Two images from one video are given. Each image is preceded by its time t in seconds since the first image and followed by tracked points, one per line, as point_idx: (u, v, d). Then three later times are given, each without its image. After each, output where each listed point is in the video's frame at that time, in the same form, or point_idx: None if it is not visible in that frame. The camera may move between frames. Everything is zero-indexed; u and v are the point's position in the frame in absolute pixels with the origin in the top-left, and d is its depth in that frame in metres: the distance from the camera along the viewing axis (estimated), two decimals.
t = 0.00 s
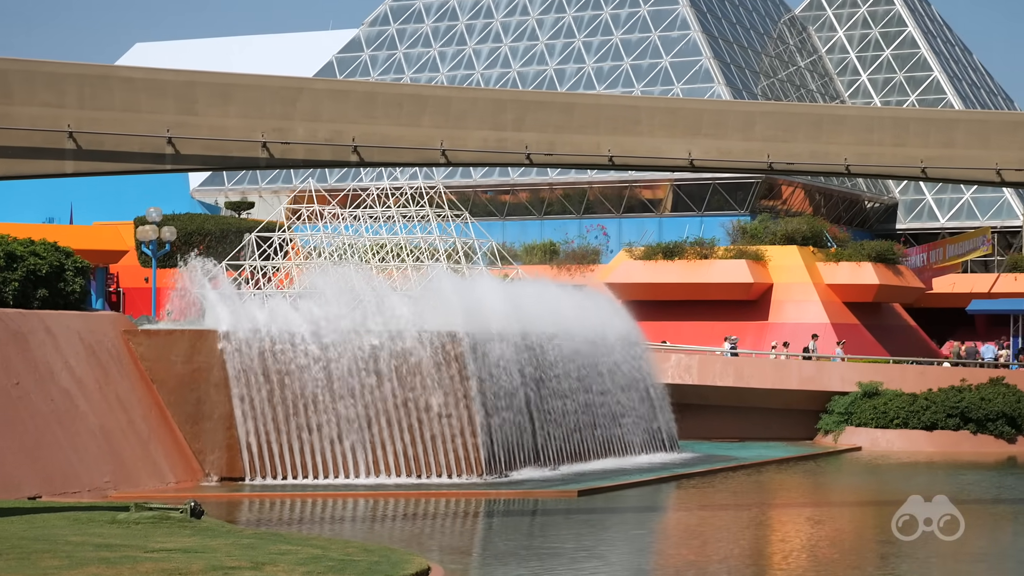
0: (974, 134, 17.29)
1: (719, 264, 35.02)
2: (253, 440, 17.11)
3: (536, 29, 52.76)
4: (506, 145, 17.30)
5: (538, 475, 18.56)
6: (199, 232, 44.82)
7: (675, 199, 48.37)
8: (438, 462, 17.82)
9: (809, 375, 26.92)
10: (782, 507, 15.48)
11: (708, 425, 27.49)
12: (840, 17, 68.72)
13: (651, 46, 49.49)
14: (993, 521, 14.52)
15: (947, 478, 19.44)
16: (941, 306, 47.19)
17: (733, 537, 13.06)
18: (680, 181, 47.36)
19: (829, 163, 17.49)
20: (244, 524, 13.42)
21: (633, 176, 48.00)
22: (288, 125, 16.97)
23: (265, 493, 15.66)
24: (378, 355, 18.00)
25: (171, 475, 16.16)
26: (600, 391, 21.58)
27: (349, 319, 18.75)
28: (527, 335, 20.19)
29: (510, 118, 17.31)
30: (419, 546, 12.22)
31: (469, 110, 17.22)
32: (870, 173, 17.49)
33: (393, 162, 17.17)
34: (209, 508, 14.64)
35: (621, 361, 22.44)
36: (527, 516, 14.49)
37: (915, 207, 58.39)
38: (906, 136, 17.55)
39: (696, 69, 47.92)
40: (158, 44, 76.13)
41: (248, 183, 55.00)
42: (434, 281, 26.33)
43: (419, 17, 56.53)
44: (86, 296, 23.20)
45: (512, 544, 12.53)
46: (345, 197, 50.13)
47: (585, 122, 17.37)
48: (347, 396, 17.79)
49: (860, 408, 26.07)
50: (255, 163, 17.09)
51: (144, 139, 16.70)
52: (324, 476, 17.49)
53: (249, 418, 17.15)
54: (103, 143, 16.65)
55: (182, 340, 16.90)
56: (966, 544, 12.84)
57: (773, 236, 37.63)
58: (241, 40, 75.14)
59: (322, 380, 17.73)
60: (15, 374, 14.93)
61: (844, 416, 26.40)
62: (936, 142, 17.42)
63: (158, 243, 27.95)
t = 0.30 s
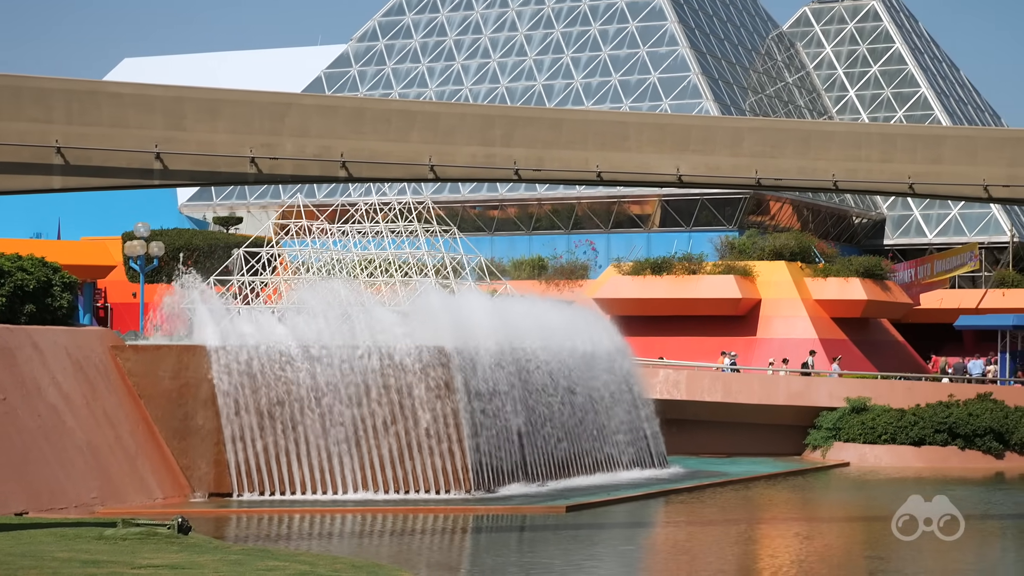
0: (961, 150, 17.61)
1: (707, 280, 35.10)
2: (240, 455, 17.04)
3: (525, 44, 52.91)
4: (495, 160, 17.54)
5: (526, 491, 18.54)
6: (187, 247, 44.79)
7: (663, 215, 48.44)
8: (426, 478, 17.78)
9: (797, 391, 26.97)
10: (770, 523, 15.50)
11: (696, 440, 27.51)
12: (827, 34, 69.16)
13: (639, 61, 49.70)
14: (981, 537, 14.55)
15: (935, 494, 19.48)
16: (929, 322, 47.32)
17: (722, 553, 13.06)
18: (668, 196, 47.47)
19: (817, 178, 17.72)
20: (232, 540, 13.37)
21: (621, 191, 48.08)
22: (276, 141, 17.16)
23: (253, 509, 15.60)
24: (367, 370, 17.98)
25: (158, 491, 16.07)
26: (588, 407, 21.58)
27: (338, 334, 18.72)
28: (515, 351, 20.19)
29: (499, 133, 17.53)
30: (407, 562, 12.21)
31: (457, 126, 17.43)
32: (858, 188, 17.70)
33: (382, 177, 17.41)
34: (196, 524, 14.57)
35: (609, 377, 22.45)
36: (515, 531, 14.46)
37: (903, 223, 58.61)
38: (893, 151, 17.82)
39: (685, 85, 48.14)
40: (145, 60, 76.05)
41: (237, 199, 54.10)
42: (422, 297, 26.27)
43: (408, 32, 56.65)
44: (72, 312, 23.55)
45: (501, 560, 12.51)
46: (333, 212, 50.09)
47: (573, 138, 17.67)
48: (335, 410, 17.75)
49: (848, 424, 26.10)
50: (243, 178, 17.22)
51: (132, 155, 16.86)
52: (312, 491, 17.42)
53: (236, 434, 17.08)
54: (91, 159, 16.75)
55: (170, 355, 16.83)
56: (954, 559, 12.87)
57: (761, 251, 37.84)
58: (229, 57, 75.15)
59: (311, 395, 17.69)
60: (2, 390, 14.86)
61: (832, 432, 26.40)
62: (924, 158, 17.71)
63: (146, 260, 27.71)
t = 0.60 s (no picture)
0: (947, 165, 17.84)
1: (695, 295, 35.18)
2: (228, 471, 16.99)
3: (513, 60, 53.06)
4: (483, 176, 17.79)
5: (513, 507, 18.50)
6: (174, 263, 44.77)
7: (651, 231, 48.54)
8: (414, 494, 17.73)
9: (785, 406, 27.04)
10: (759, 539, 15.50)
11: (685, 457, 27.49)
12: (815, 50, 69.60)
13: (627, 77, 49.86)
14: (968, 553, 14.54)
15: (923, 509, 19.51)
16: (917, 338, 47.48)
17: (709, 569, 13.09)
18: (656, 213, 47.58)
19: (804, 195, 17.95)
20: (218, 556, 13.33)
21: (609, 207, 48.18)
22: (264, 156, 17.34)
23: (240, 524, 15.55)
24: (354, 385, 17.95)
25: (145, 506, 16.01)
26: (576, 422, 21.57)
27: (326, 349, 18.66)
28: (502, 366, 20.17)
29: (487, 149, 17.74)
30: None
31: (445, 142, 17.63)
32: (846, 206, 17.94)
33: (370, 193, 17.64)
34: (183, 540, 14.54)
35: (598, 392, 22.44)
36: (503, 547, 14.45)
37: (890, 239, 58.87)
38: (881, 168, 18.03)
39: (672, 101, 48.29)
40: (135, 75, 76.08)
41: (225, 214, 53.72)
42: (409, 312, 26.24)
43: (396, 48, 56.74)
44: (60, 326, 23.76)
45: None
46: (321, 228, 50.06)
47: (561, 153, 17.88)
48: (322, 426, 17.71)
49: (836, 439, 26.16)
50: (231, 194, 17.44)
51: (120, 170, 17.04)
52: (299, 507, 17.35)
53: (223, 450, 17.02)
54: (79, 174, 16.95)
55: (157, 371, 16.77)
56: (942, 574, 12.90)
57: (749, 267, 37.96)
58: (218, 72, 75.23)
59: (299, 410, 17.67)
60: None
61: (820, 447, 26.48)
62: (911, 175, 17.93)
63: (134, 274, 27.75)
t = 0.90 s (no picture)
0: (933, 181, 18.22)
1: (682, 311, 35.28)
2: (213, 487, 16.90)
3: (500, 76, 53.18)
4: (469, 192, 18.04)
5: (500, 523, 18.48)
6: (160, 278, 44.68)
7: (638, 247, 48.58)
8: (400, 510, 17.70)
9: (771, 422, 27.08)
10: (746, 555, 15.51)
11: (671, 472, 27.54)
12: (801, 67, 70.00)
13: (614, 94, 50.03)
14: (956, 570, 14.58)
15: (909, 526, 19.55)
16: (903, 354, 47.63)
17: None
18: (643, 228, 47.66)
19: (790, 212, 18.27)
20: (202, 573, 13.24)
21: (596, 223, 48.17)
22: (251, 172, 17.56)
23: (226, 541, 15.48)
24: (342, 401, 17.95)
25: (130, 522, 15.92)
26: (563, 439, 21.54)
27: (312, 366, 18.62)
28: (489, 382, 20.16)
29: (474, 165, 18.05)
30: None
31: (432, 157, 17.98)
32: (832, 221, 18.26)
33: (357, 209, 17.82)
34: (169, 557, 14.46)
35: (584, 408, 22.45)
36: (490, 564, 14.40)
37: (877, 255, 59.10)
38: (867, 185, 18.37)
39: (659, 117, 48.44)
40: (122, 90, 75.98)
41: (212, 230, 53.43)
42: (396, 328, 26.19)
43: (383, 64, 56.84)
44: (45, 342, 23.62)
45: None
46: (308, 243, 49.98)
47: (548, 170, 18.16)
48: (309, 442, 17.65)
49: (822, 455, 26.21)
50: (218, 210, 17.65)
51: (107, 186, 17.34)
52: (286, 523, 17.27)
53: (209, 466, 16.94)
54: (64, 190, 17.25)
55: (142, 388, 16.67)
56: None
57: (736, 283, 38.12)
58: (206, 88, 75.19)
59: (285, 427, 17.62)
60: None
61: (807, 463, 26.51)
62: (897, 192, 18.32)
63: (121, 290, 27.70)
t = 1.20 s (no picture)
0: (919, 200, 19.16)
1: (669, 327, 35.41)
2: (199, 502, 16.79)
3: (486, 92, 53.29)
4: (455, 208, 18.95)
5: (485, 539, 18.47)
6: (146, 293, 44.60)
7: (624, 262, 48.68)
8: (385, 527, 17.69)
9: (757, 438, 27.12)
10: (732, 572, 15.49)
11: (656, 488, 27.51)
12: (787, 84, 70.37)
13: (600, 110, 50.23)
14: None
15: (894, 542, 19.59)
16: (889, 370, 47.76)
17: None
18: (629, 244, 47.72)
19: (777, 228, 19.26)
20: None
21: (582, 239, 48.25)
22: (237, 188, 18.49)
23: (211, 557, 15.42)
24: (327, 417, 17.90)
25: (114, 539, 15.82)
26: (549, 454, 21.53)
27: (297, 381, 18.57)
28: (475, 398, 20.15)
29: (460, 181, 18.98)
30: None
31: (418, 173, 18.84)
32: (818, 237, 19.18)
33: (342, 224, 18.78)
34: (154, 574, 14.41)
35: (571, 423, 22.43)
36: None
37: (862, 271, 59.34)
38: (852, 203, 19.23)
39: (645, 133, 48.67)
40: (108, 105, 75.88)
41: (197, 245, 53.19)
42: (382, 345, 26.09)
43: (370, 80, 56.90)
44: (29, 357, 23.45)
45: None
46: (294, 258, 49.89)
47: (533, 186, 19.03)
48: (295, 457, 17.56)
49: (807, 471, 26.27)
50: (204, 225, 18.57)
51: (93, 202, 18.20)
52: (271, 539, 17.19)
53: (196, 481, 16.80)
54: (50, 207, 18.12)
55: (128, 404, 16.54)
56: None
57: (721, 299, 38.20)
58: (192, 103, 75.14)
59: (270, 442, 17.54)
60: None
61: (792, 479, 26.58)
62: (884, 209, 19.21)
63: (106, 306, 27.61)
